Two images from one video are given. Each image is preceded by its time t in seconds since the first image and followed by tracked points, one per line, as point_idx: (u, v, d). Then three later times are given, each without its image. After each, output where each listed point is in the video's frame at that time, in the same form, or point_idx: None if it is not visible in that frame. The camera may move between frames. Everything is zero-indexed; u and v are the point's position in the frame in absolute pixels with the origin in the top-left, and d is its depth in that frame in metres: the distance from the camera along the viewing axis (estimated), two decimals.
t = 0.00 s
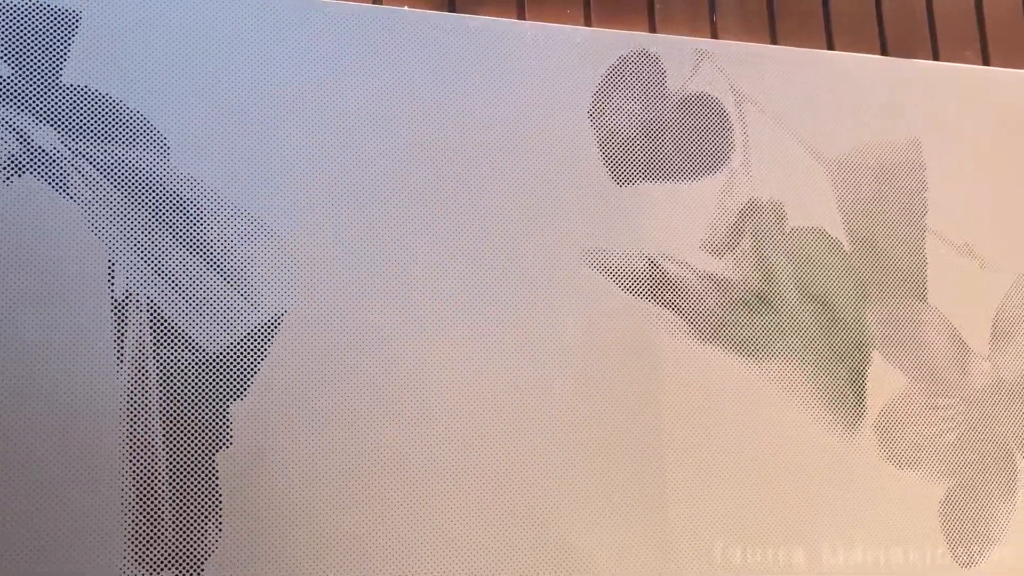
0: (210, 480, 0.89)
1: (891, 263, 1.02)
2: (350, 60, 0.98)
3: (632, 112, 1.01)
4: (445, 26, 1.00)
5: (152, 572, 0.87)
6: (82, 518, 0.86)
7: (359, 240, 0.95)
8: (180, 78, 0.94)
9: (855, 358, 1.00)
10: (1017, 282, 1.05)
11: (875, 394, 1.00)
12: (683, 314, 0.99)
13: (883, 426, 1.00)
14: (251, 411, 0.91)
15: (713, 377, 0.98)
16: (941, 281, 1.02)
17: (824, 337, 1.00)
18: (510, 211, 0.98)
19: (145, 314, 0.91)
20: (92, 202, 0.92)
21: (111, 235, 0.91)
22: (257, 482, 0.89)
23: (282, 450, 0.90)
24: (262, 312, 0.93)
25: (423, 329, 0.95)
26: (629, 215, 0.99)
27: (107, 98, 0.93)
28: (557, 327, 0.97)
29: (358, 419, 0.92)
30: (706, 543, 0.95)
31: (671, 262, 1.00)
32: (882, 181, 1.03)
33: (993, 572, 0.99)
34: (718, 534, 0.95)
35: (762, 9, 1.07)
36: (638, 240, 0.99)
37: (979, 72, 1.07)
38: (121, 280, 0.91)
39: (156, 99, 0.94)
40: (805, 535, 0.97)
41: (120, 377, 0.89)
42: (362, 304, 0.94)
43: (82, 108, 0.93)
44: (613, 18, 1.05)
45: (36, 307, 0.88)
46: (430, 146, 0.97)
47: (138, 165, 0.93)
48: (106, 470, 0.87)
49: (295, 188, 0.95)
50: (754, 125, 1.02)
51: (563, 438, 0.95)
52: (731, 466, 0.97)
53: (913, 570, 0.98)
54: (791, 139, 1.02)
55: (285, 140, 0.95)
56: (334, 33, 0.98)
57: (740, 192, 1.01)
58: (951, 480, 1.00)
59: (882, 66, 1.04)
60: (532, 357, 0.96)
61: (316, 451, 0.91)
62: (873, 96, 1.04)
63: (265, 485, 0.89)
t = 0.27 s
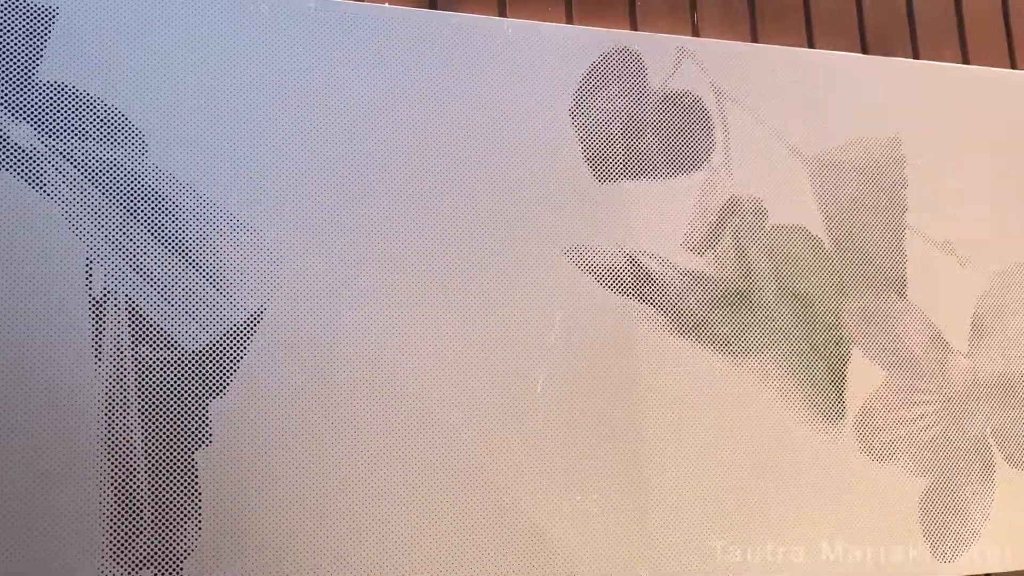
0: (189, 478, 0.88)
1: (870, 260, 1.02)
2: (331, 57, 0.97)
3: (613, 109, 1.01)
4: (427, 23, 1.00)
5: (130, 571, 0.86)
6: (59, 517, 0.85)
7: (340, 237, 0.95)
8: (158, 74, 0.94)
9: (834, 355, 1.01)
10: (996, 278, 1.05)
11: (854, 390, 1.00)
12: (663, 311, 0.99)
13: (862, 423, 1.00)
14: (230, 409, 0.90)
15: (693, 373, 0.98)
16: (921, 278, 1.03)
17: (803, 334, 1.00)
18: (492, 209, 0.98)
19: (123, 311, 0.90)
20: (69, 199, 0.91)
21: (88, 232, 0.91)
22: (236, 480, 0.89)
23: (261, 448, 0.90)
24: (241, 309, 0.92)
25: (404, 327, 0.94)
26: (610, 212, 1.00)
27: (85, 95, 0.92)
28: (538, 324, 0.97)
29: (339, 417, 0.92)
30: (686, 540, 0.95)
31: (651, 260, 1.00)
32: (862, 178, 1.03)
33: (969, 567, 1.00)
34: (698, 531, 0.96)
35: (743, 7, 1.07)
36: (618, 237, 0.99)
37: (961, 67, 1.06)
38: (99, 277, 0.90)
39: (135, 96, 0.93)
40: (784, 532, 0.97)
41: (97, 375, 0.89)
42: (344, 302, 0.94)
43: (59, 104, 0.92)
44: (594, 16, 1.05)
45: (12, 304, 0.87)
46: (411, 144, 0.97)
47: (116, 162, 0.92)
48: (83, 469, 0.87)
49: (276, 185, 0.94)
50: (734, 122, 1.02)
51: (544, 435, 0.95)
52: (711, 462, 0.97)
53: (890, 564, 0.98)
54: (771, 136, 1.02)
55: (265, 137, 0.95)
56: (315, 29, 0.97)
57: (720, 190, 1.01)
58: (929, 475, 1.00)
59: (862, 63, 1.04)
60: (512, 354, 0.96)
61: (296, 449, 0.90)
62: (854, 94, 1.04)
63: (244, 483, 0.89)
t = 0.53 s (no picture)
0: (168, 474, 0.88)
1: (851, 258, 1.03)
2: (314, 53, 0.97)
3: (595, 107, 1.01)
4: (410, 19, 1.00)
5: (109, 567, 0.86)
6: (36, 513, 0.85)
7: (323, 234, 0.94)
8: (139, 69, 0.93)
9: (815, 352, 1.01)
10: (976, 276, 1.05)
11: (835, 387, 1.01)
12: (645, 308, 0.99)
13: (842, 420, 1.01)
14: (209, 405, 0.90)
15: (674, 371, 0.99)
16: (901, 276, 1.03)
17: (784, 332, 1.01)
18: (474, 205, 0.98)
19: (102, 307, 0.90)
20: (48, 194, 0.90)
21: (67, 228, 0.90)
22: (215, 476, 0.89)
23: (241, 444, 0.90)
24: (222, 305, 0.92)
25: (386, 323, 0.94)
26: (592, 210, 1.00)
27: (64, 89, 0.92)
28: (519, 321, 0.97)
29: (321, 413, 0.92)
30: (667, 536, 0.95)
31: (633, 257, 1.00)
32: (843, 176, 1.03)
33: (946, 561, 1.01)
34: (679, 527, 0.96)
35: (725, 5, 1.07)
36: (601, 234, 1.00)
37: (945, 66, 1.07)
38: (78, 272, 0.90)
39: (115, 90, 0.93)
40: (765, 528, 0.97)
41: (76, 370, 0.88)
42: (327, 298, 0.94)
43: (38, 98, 0.91)
44: (577, 13, 1.05)
45: None
46: (394, 141, 0.97)
47: (96, 156, 0.92)
48: (61, 465, 0.86)
49: (258, 181, 0.94)
50: (716, 120, 1.02)
51: (525, 432, 0.95)
52: (691, 459, 0.97)
53: (869, 561, 0.99)
54: (753, 134, 1.03)
55: (246, 132, 0.95)
56: (297, 25, 0.97)
57: (702, 188, 1.02)
58: (909, 473, 1.01)
59: (844, 61, 1.05)
60: (494, 350, 0.96)
61: (276, 446, 0.90)
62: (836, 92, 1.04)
63: (223, 479, 0.89)
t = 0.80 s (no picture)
0: (147, 472, 0.88)
1: (831, 257, 1.03)
2: (296, 50, 0.97)
3: (578, 106, 1.02)
4: (393, 16, 1.00)
5: (87, 565, 0.86)
6: (14, 511, 0.84)
7: (305, 233, 0.94)
8: (119, 65, 0.93)
9: (795, 351, 1.02)
10: (956, 275, 1.06)
11: (814, 385, 1.02)
12: (626, 306, 1.00)
13: (821, 418, 1.01)
14: (190, 402, 0.90)
15: (655, 369, 0.99)
16: (881, 275, 1.04)
17: (764, 330, 1.02)
18: (457, 203, 0.98)
19: (81, 303, 0.90)
20: (27, 190, 0.90)
21: (47, 224, 0.90)
22: (195, 473, 0.88)
23: (222, 442, 0.89)
24: (202, 302, 0.92)
25: (368, 321, 0.94)
26: (574, 208, 1.00)
27: (43, 85, 0.91)
28: (501, 319, 0.97)
29: (302, 412, 0.92)
30: (646, 533, 0.96)
31: (615, 255, 1.01)
32: (823, 176, 1.04)
33: (925, 559, 1.01)
34: (658, 524, 0.96)
35: (708, 4, 1.08)
36: (582, 232, 1.00)
37: (923, 67, 1.08)
38: (57, 269, 0.89)
39: (95, 87, 0.92)
40: (743, 525, 0.98)
41: (54, 367, 0.88)
42: (309, 297, 0.94)
43: (16, 94, 0.91)
44: (560, 12, 1.05)
45: None
46: (377, 138, 0.97)
47: (76, 153, 0.92)
48: (39, 462, 0.86)
49: (240, 180, 0.94)
50: (698, 120, 1.03)
51: (505, 430, 0.95)
52: (672, 457, 0.98)
53: (847, 558, 1.00)
54: (734, 135, 1.03)
55: (228, 129, 0.94)
56: (280, 22, 0.97)
57: (684, 187, 1.02)
58: (888, 470, 1.01)
59: (824, 62, 1.05)
60: (475, 348, 0.96)
61: (256, 444, 0.90)
62: (816, 93, 1.05)
63: (203, 476, 0.88)
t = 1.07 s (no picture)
0: (123, 471, 0.87)
1: (808, 257, 1.04)
2: (275, 49, 0.97)
3: (557, 106, 1.02)
4: (372, 15, 1.00)
5: (62, 565, 0.85)
6: None
7: (284, 234, 0.94)
8: (96, 63, 0.93)
9: (772, 351, 1.03)
10: (933, 277, 1.06)
11: (790, 385, 1.02)
12: (604, 306, 1.00)
13: (798, 417, 1.02)
14: (166, 401, 0.89)
15: (633, 368, 1.00)
16: (858, 275, 1.05)
17: (741, 330, 1.02)
18: (436, 202, 0.98)
19: (57, 303, 0.89)
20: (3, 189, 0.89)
21: (22, 223, 0.89)
22: (171, 473, 0.88)
23: (199, 441, 0.89)
24: (180, 301, 0.92)
25: (346, 319, 0.94)
26: (552, 209, 1.01)
27: (18, 82, 0.91)
28: (479, 318, 0.97)
29: (280, 412, 0.92)
30: (623, 533, 0.96)
31: (593, 255, 1.01)
32: (801, 177, 1.05)
33: (901, 559, 1.01)
34: (635, 524, 0.97)
35: (686, 6, 1.08)
36: (560, 233, 1.00)
37: (899, 69, 1.09)
38: (33, 268, 0.89)
39: (72, 85, 0.92)
40: (720, 525, 0.99)
41: (29, 367, 0.87)
42: (288, 298, 0.94)
43: None
44: (539, 13, 1.06)
45: None
46: (356, 137, 0.97)
47: (52, 151, 0.91)
48: (14, 462, 0.85)
49: (220, 180, 0.94)
50: (676, 121, 1.04)
51: (482, 429, 0.95)
52: (650, 456, 0.99)
53: (823, 556, 1.00)
54: (712, 136, 1.04)
55: (206, 127, 0.94)
56: (258, 21, 0.97)
57: (662, 188, 1.03)
58: (864, 470, 1.02)
59: (802, 64, 1.06)
60: (454, 349, 0.96)
61: (233, 444, 0.90)
62: (794, 94, 1.06)
63: (180, 476, 0.88)
